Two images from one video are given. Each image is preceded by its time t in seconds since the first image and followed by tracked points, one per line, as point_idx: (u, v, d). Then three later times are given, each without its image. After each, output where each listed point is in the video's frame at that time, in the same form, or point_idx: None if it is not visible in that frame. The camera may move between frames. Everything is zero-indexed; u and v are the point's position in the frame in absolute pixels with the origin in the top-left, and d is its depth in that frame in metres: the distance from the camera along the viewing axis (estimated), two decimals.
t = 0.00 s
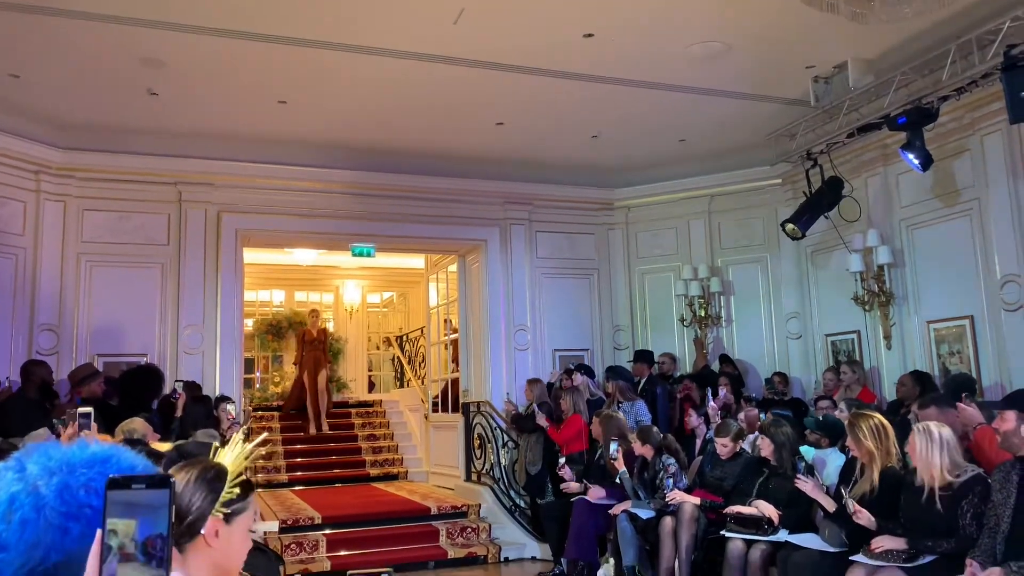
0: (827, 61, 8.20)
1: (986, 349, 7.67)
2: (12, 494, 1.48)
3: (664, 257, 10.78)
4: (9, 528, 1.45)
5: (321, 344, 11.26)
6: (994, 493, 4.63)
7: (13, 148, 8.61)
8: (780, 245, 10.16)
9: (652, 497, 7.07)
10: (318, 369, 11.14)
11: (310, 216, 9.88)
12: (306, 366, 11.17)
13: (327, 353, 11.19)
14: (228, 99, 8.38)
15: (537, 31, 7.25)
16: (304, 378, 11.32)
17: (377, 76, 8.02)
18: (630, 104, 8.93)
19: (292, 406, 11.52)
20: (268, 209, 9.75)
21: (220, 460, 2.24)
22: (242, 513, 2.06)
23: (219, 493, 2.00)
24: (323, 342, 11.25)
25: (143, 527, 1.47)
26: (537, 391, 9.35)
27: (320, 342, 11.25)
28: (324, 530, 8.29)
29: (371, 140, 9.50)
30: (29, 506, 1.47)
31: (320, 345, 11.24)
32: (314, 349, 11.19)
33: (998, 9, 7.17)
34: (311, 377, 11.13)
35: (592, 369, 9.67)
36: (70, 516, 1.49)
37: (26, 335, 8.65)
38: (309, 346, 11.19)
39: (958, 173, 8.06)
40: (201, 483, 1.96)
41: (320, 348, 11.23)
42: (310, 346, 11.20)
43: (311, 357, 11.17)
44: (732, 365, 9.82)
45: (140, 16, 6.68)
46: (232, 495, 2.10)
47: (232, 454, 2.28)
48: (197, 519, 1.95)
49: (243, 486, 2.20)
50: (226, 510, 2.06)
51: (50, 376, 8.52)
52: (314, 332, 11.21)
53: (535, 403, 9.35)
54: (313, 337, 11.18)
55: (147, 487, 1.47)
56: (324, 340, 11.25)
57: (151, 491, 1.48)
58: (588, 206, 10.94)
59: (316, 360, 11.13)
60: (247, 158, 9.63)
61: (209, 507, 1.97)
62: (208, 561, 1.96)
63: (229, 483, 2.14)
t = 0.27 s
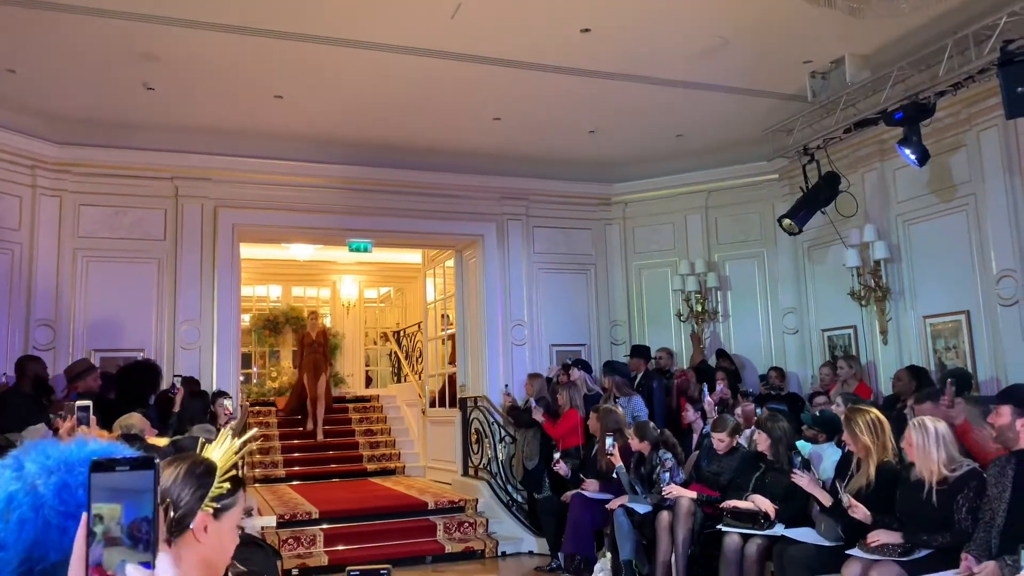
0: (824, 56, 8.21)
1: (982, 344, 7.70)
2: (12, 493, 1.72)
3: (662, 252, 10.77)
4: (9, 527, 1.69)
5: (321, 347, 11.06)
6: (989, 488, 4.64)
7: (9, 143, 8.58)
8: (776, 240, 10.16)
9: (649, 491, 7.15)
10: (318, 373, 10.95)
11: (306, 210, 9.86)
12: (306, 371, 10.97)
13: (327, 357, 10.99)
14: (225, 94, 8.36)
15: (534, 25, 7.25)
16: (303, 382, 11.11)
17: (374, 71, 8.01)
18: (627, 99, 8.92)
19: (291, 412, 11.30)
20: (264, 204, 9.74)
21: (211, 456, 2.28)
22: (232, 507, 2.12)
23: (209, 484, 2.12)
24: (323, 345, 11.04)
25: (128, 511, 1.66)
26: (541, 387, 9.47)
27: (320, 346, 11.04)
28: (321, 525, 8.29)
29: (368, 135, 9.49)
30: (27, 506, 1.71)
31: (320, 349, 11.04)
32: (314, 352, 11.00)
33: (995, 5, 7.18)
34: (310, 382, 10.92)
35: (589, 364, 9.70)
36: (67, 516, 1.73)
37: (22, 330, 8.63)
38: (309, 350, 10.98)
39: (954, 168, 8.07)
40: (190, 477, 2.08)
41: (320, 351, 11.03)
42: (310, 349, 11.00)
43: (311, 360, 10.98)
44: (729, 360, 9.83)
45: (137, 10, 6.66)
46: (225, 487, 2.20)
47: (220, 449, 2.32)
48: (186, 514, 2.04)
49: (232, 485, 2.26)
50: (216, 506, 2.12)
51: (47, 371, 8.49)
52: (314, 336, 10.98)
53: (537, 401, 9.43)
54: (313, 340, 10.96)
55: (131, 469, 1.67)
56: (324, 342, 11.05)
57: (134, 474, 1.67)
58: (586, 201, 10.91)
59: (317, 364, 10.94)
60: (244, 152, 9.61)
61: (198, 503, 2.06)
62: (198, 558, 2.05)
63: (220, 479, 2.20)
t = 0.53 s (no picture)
0: (819, 56, 8.23)
1: (975, 342, 7.74)
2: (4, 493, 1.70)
3: (657, 251, 10.79)
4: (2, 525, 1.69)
5: (319, 348, 10.73)
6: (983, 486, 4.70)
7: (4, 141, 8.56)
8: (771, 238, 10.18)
9: (644, 490, 7.13)
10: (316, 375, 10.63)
11: (302, 209, 9.84)
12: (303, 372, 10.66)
13: (325, 359, 10.68)
14: (220, 92, 8.35)
15: (530, 24, 7.25)
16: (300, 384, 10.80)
17: (370, 70, 8.01)
18: (622, 98, 8.94)
19: (287, 415, 10.98)
20: (260, 202, 9.72)
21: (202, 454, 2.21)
22: (225, 506, 2.04)
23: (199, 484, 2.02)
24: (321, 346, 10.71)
25: (115, 502, 1.64)
26: (537, 385, 9.47)
27: (318, 347, 10.71)
28: (317, 524, 8.29)
29: (363, 133, 9.48)
30: (20, 505, 1.70)
31: (318, 350, 10.71)
32: (311, 354, 10.67)
33: (988, 5, 7.22)
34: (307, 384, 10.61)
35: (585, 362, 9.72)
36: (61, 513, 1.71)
37: (17, 329, 8.60)
38: (306, 351, 10.65)
39: (948, 167, 8.11)
40: (180, 475, 1.99)
41: (318, 352, 10.72)
42: (308, 351, 10.66)
43: (309, 362, 10.65)
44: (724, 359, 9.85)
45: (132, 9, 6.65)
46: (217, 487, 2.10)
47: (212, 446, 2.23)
48: (178, 513, 1.96)
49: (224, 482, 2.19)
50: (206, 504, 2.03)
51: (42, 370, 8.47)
52: (311, 336, 10.69)
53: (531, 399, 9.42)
54: (311, 342, 10.64)
55: (117, 458, 1.65)
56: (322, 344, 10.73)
57: (120, 463, 1.66)
58: (581, 200, 10.90)
59: (315, 366, 10.63)
60: (240, 151, 9.60)
61: (189, 500, 1.98)
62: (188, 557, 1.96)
63: (213, 477, 2.11)
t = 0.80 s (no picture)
0: (812, 59, 8.25)
1: (968, 344, 7.75)
2: None
3: (651, 253, 10.78)
4: None
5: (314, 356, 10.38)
6: (975, 488, 4.70)
7: None
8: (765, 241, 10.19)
9: (638, 492, 7.13)
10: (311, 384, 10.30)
11: (296, 210, 9.81)
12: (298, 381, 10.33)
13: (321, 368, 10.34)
14: (213, 93, 8.32)
15: (524, 26, 7.24)
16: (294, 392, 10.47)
17: (363, 71, 7.99)
18: (616, 100, 8.93)
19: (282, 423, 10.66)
20: (254, 203, 9.70)
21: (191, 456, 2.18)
22: (216, 507, 2.03)
23: (191, 487, 1.99)
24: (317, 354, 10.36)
25: (105, 502, 1.67)
26: (532, 387, 9.45)
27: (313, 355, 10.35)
28: (310, 527, 8.27)
29: (357, 134, 9.45)
30: (9, 502, 1.70)
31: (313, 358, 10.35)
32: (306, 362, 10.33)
33: (980, 9, 7.24)
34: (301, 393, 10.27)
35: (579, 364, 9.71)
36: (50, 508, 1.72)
37: (9, 330, 8.55)
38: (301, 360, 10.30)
39: (941, 170, 8.13)
40: (172, 476, 1.95)
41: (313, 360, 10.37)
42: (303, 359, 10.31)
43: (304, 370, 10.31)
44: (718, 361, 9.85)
45: (124, 9, 6.62)
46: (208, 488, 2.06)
47: (202, 449, 2.23)
48: (169, 514, 1.93)
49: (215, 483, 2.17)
50: (198, 505, 2.01)
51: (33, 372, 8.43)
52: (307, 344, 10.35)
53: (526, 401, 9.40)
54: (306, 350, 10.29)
55: (105, 458, 1.68)
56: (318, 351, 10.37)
57: (108, 463, 1.68)
58: (576, 202, 10.90)
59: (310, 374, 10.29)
60: (234, 152, 9.57)
61: (181, 502, 1.95)
62: (182, 560, 1.95)
63: (205, 479, 2.09)
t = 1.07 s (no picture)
0: (806, 63, 8.28)
1: (960, 347, 7.79)
2: None
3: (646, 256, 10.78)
4: None
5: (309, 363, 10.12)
6: (969, 491, 4.71)
7: None
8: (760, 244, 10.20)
9: (633, 494, 7.14)
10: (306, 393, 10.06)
11: (291, 212, 9.79)
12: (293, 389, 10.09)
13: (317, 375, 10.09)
14: (209, 95, 8.31)
15: (520, 29, 7.26)
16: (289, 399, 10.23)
17: (359, 74, 7.99)
18: (611, 103, 8.95)
19: (278, 431, 10.42)
20: (249, 205, 9.69)
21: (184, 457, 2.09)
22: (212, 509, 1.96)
23: (184, 488, 1.93)
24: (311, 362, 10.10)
25: (102, 504, 1.60)
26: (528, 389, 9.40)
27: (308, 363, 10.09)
28: (305, 529, 8.27)
29: (351, 137, 9.45)
30: None
31: (308, 365, 10.09)
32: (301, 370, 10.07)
33: (973, 14, 7.29)
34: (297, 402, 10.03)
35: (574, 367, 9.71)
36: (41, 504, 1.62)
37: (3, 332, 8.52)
38: (296, 368, 10.05)
39: (934, 174, 8.17)
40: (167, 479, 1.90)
41: (308, 368, 10.12)
42: (297, 367, 10.06)
43: (299, 379, 10.06)
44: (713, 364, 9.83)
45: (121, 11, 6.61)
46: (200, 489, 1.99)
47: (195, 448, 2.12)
48: (162, 517, 1.88)
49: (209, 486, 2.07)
50: (192, 506, 1.96)
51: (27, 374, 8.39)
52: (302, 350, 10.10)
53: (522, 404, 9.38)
54: (300, 357, 10.04)
55: (100, 459, 1.61)
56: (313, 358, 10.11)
57: (104, 464, 1.62)
58: (570, 205, 10.92)
59: (306, 382, 10.05)
60: (229, 154, 9.56)
61: (175, 504, 1.90)
62: (175, 562, 1.89)
63: (198, 479, 2.03)
